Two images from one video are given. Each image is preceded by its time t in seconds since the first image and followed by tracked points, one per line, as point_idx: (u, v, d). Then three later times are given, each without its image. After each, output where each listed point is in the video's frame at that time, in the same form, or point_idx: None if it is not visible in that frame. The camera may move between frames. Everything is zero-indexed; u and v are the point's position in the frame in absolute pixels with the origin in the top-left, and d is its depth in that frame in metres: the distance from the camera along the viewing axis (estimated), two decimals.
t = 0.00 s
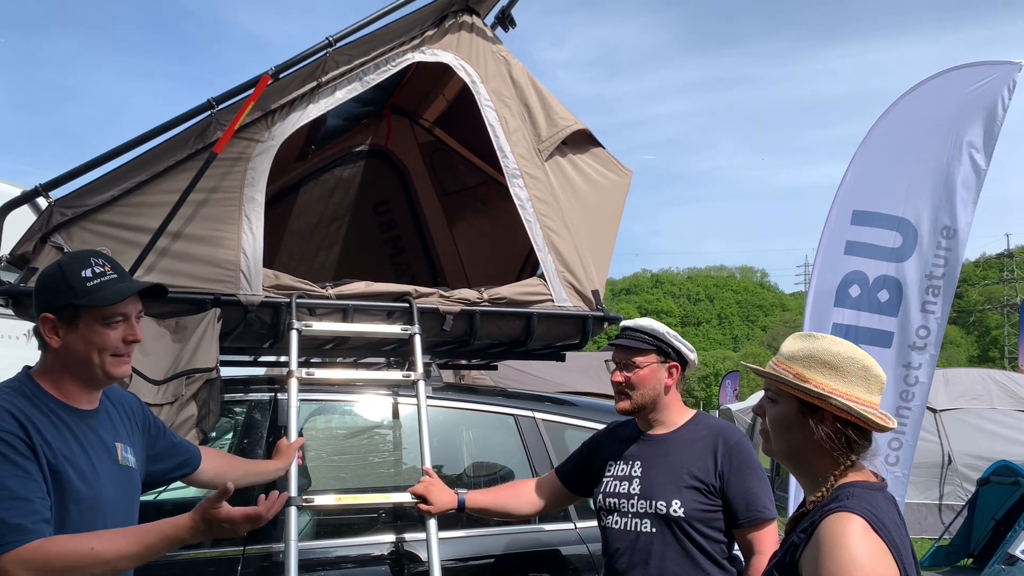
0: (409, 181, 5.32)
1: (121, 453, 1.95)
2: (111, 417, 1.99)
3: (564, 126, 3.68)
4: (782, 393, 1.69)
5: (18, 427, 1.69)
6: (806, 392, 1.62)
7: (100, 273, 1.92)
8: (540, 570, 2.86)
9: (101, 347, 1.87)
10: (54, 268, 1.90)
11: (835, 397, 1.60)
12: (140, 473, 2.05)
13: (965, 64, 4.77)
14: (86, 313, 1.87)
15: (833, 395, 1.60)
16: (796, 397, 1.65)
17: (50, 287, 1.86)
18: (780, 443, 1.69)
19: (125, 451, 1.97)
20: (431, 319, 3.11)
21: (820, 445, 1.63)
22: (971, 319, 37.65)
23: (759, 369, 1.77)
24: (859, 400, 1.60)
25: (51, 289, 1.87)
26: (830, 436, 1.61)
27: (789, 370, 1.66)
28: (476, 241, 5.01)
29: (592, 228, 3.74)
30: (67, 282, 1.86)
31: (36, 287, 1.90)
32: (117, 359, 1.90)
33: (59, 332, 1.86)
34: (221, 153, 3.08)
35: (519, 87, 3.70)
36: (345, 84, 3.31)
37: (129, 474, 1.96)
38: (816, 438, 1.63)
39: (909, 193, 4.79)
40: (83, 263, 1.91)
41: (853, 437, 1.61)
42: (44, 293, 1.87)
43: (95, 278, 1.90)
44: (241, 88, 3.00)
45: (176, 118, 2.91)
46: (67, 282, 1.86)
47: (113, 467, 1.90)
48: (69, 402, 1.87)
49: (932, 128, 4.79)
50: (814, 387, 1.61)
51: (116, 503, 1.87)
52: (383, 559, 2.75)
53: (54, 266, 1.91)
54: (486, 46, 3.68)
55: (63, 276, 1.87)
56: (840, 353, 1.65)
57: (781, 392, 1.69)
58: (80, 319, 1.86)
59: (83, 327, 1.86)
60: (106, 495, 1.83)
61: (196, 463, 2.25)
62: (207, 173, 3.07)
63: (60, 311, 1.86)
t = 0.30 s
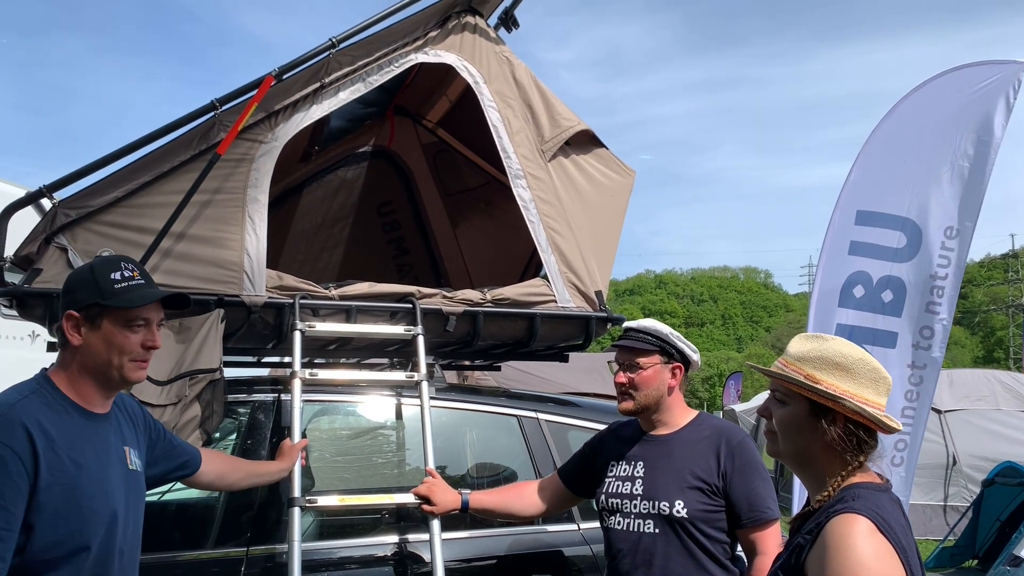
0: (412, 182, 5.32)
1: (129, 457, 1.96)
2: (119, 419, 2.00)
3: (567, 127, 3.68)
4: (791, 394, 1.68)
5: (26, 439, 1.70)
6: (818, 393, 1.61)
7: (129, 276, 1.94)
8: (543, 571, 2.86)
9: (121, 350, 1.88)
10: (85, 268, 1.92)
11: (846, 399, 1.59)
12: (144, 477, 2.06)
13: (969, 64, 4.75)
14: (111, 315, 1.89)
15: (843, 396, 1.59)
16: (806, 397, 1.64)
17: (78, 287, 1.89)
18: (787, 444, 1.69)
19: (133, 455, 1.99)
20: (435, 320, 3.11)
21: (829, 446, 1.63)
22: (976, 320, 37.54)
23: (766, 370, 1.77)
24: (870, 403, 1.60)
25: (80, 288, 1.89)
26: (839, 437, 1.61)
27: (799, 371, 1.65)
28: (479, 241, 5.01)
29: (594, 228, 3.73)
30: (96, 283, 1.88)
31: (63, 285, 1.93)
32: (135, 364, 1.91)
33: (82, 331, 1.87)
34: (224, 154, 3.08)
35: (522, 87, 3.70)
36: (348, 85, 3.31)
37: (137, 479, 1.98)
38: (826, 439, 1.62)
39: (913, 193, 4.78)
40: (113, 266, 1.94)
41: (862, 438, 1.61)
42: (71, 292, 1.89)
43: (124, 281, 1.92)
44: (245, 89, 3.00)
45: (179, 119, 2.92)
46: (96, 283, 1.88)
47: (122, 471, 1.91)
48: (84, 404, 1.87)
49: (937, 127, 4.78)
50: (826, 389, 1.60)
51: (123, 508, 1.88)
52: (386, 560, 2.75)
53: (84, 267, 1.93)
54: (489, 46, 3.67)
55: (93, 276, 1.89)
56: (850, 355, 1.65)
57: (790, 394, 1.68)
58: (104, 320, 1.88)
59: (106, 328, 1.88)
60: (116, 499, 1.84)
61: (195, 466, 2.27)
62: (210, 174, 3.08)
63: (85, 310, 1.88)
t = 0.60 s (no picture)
0: (415, 183, 5.33)
1: (137, 459, 1.97)
2: (129, 421, 2.01)
3: (570, 128, 3.68)
4: (794, 396, 1.67)
5: (34, 443, 1.71)
6: (820, 394, 1.61)
7: (152, 288, 1.95)
8: (547, 571, 2.86)
9: (137, 360, 1.88)
10: (109, 276, 1.92)
11: (848, 399, 1.59)
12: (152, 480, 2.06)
13: (972, 63, 4.75)
14: (132, 325, 1.88)
15: (845, 397, 1.59)
16: (809, 399, 1.64)
17: (102, 294, 1.89)
18: (789, 446, 1.69)
19: (142, 458, 2.00)
20: (438, 321, 3.12)
21: (832, 447, 1.63)
22: (980, 321, 37.44)
23: (768, 372, 1.77)
24: (873, 404, 1.60)
25: (103, 296, 1.89)
26: (842, 438, 1.61)
27: (802, 373, 1.65)
28: (482, 242, 5.01)
29: (598, 230, 3.73)
30: (120, 293, 1.88)
31: (86, 289, 1.93)
32: (150, 374, 1.91)
33: (100, 337, 1.87)
34: (228, 156, 3.09)
35: (525, 88, 3.70)
36: (352, 86, 3.32)
37: (146, 481, 1.99)
38: (829, 440, 1.62)
39: (917, 193, 4.78)
40: (137, 276, 1.94)
41: (865, 439, 1.61)
42: (94, 298, 1.89)
43: (148, 292, 1.93)
44: (248, 91, 3.01)
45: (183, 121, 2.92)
46: (120, 292, 1.89)
47: (130, 473, 1.92)
48: (95, 409, 1.87)
49: (940, 127, 4.77)
50: (829, 390, 1.60)
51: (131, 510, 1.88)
52: (390, 560, 2.75)
53: (109, 274, 1.93)
54: (492, 48, 3.68)
55: (117, 286, 1.90)
56: (852, 356, 1.65)
57: (793, 396, 1.68)
58: (124, 329, 1.88)
59: (125, 337, 1.88)
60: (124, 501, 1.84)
61: (200, 467, 2.27)
62: (214, 175, 3.09)
63: (105, 317, 1.88)
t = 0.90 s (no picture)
0: (419, 185, 5.34)
1: (142, 463, 1.98)
2: (134, 426, 2.02)
3: (573, 129, 3.68)
4: (795, 397, 1.67)
5: (39, 445, 1.72)
6: (821, 394, 1.61)
7: (156, 293, 1.96)
8: (550, 572, 2.86)
9: (142, 365, 1.89)
10: (113, 281, 1.93)
11: (849, 400, 1.59)
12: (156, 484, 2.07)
13: (974, 63, 4.75)
14: (136, 330, 1.90)
15: (847, 397, 1.60)
16: (810, 399, 1.64)
17: (106, 299, 1.90)
18: (791, 447, 1.69)
19: (146, 461, 2.01)
20: (441, 323, 3.12)
21: (834, 447, 1.63)
22: (985, 322, 37.34)
23: (770, 372, 1.77)
24: (874, 404, 1.60)
25: (107, 301, 1.90)
26: (843, 438, 1.61)
27: (804, 373, 1.65)
28: (485, 244, 5.02)
29: (601, 231, 3.73)
30: (123, 298, 1.89)
31: (90, 294, 1.93)
32: (155, 379, 1.92)
33: (105, 342, 1.88)
34: (232, 158, 3.10)
35: (528, 89, 3.70)
36: (355, 88, 3.33)
37: (149, 485, 2.00)
38: (831, 441, 1.62)
39: (921, 194, 4.77)
40: (140, 281, 1.95)
41: (866, 439, 1.61)
42: (98, 303, 1.90)
43: (151, 297, 1.94)
44: (252, 93, 3.02)
45: (188, 123, 2.93)
46: (123, 297, 1.90)
47: (133, 476, 1.93)
48: (100, 414, 1.89)
49: (943, 127, 4.77)
50: (830, 391, 1.60)
51: (134, 513, 1.89)
52: (394, 561, 2.75)
53: (112, 279, 1.94)
54: (495, 50, 3.68)
55: (121, 291, 1.91)
56: (853, 357, 1.65)
57: (795, 396, 1.68)
58: (128, 334, 1.89)
59: (129, 343, 1.89)
60: (126, 503, 1.85)
61: (205, 468, 2.28)
62: (218, 177, 3.10)
63: (109, 322, 1.88)
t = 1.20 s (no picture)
0: (422, 186, 5.36)
1: (148, 465, 1.98)
2: (143, 429, 2.03)
3: (577, 131, 3.70)
4: (798, 397, 1.68)
5: (48, 445, 1.73)
6: (823, 395, 1.62)
7: (160, 288, 1.97)
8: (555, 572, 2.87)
9: (152, 362, 1.90)
10: (116, 281, 1.94)
11: (851, 400, 1.60)
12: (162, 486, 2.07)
13: (976, 63, 4.76)
14: (142, 326, 1.91)
15: (849, 398, 1.60)
16: (812, 399, 1.65)
17: (110, 299, 1.91)
18: (794, 447, 1.69)
19: (152, 463, 2.01)
20: (445, 324, 3.13)
21: (836, 447, 1.63)
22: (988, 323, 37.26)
23: (772, 373, 1.77)
24: (876, 404, 1.60)
25: (111, 301, 1.91)
26: (846, 438, 1.61)
27: (806, 374, 1.66)
28: (489, 245, 5.02)
29: (605, 232, 3.74)
30: (127, 296, 1.90)
31: (94, 295, 1.94)
32: (166, 375, 1.94)
33: (113, 342, 1.89)
34: (236, 160, 3.11)
35: (531, 91, 3.71)
36: (359, 90, 3.34)
37: (155, 488, 2.00)
38: (833, 441, 1.62)
39: (925, 195, 4.77)
40: (143, 278, 1.96)
41: (868, 439, 1.61)
42: (103, 304, 1.91)
43: (156, 293, 1.95)
44: (257, 95, 3.03)
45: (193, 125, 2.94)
46: (129, 295, 1.91)
47: (139, 479, 1.93)
48: (111, 416, 1.90)
49: (946, 127, 4.77)
50: (832, 391, 1.61)
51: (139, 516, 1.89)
52: (398, 563, 2.76)
53: (115, 279, 1.95)
54: (499, 51, 3.69)
55: (125, 289, 1.92)
56: (855, 358, 1.65)
57: (797, 396, 1.68)
58: (135, 330, 1.90)
59: (137, 339, 1.90)
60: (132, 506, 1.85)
61: (212, 471, 2.29)
62: (223, 179, 3.11)
63: (116, 321, 1.90)
